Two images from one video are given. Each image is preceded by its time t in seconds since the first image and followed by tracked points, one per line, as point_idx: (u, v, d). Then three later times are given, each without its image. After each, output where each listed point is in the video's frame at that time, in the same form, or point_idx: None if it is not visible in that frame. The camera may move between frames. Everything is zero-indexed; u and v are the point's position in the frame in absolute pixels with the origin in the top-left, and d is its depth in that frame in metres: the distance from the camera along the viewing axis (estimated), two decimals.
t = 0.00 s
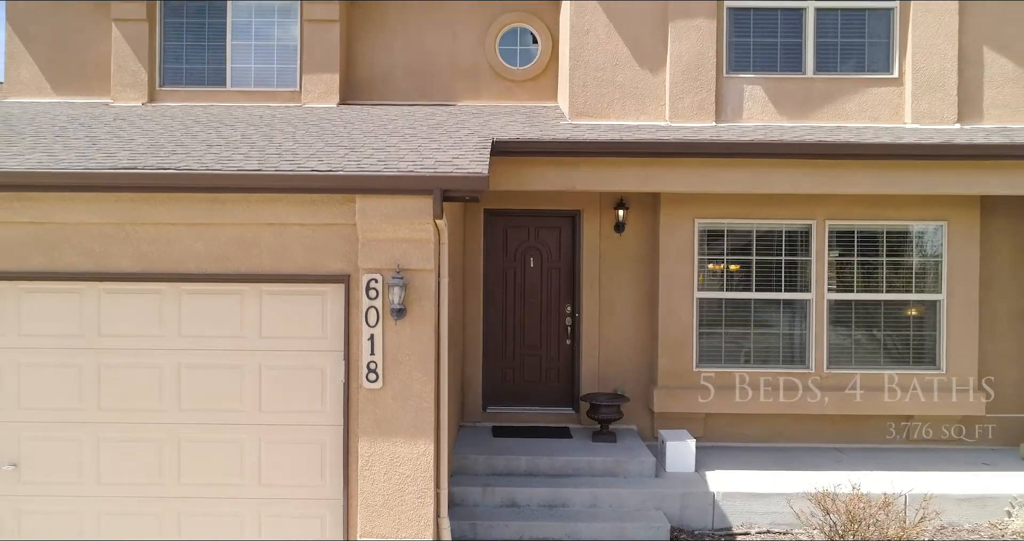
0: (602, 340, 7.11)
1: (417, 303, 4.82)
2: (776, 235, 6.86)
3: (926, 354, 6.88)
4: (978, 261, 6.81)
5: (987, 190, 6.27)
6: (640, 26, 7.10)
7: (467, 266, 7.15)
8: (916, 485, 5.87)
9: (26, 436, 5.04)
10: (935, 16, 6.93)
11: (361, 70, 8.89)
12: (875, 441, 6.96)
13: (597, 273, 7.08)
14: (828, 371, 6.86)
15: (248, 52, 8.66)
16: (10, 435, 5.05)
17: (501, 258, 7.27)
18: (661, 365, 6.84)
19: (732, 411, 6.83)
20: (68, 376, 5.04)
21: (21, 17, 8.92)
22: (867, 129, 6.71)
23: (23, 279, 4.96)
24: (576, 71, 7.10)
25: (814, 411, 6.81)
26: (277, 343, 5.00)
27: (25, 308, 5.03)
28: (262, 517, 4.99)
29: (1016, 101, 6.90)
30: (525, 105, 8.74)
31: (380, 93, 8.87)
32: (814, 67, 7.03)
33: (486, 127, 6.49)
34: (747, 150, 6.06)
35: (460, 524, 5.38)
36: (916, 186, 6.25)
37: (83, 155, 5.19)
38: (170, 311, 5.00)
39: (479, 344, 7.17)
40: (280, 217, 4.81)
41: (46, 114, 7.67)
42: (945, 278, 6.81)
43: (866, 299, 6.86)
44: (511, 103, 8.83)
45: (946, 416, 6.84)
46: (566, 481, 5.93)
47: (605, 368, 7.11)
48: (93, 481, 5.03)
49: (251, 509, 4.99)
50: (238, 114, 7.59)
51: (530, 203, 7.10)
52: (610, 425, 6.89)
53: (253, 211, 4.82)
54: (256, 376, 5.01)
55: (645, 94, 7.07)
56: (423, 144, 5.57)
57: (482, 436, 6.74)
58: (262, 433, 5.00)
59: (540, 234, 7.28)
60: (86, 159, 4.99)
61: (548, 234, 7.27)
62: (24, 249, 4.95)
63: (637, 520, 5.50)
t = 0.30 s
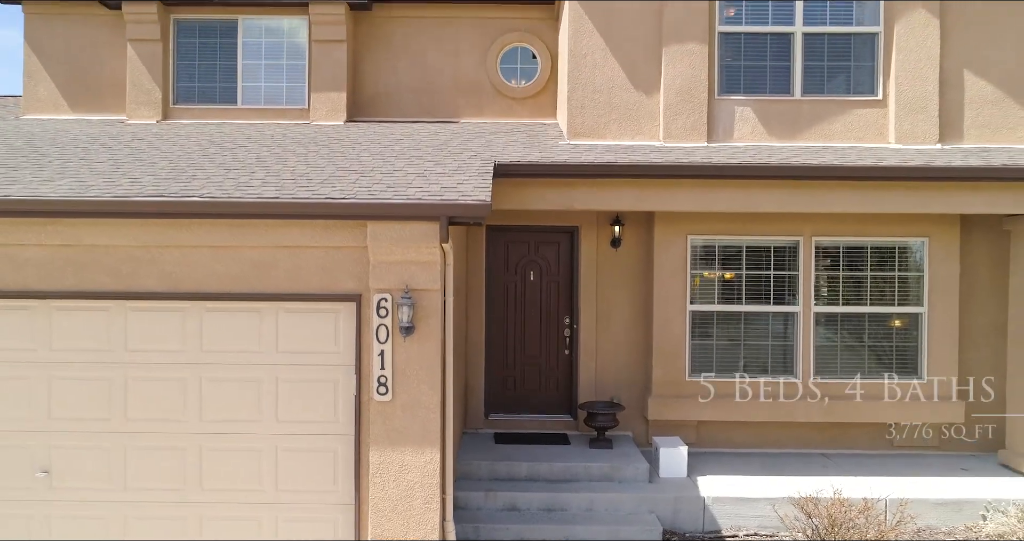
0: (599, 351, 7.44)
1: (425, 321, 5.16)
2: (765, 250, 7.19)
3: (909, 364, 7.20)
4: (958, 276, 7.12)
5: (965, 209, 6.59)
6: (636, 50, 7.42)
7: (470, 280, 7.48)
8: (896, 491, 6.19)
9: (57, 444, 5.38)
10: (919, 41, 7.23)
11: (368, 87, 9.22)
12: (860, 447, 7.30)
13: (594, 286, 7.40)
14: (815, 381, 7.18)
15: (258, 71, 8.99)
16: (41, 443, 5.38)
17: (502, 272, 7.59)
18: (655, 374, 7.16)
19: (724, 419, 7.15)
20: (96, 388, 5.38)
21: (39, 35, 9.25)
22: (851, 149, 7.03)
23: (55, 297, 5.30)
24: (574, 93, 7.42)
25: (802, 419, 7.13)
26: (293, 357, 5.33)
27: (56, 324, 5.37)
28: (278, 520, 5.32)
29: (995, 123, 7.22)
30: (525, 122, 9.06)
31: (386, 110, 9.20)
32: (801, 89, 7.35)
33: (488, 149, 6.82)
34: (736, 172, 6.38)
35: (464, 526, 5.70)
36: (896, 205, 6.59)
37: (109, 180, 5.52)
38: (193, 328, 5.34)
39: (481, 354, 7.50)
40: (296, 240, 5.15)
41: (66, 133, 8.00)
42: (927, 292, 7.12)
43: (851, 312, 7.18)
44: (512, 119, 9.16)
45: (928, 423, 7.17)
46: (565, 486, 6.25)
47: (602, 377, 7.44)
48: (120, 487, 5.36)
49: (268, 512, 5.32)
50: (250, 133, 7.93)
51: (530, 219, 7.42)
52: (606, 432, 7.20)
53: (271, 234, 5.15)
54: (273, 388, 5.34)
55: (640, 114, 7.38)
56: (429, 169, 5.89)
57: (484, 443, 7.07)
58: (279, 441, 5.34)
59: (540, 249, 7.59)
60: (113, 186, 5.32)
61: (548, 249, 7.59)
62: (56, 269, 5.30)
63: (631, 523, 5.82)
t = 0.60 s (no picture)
0: (598, 358, 7.78)
1: (433, 335, 5.52)
2: (756, 263, 7.54)
3: (894, 372, 7.54)
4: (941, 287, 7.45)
5: (945, 225, 6.94)
6: (632, 71, 7.76)
7: (474, 290, 7.83)
8: (878, 493, 6.54)
9: (89, 449, 5.75)
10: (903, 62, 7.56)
11: (375, 103, 9.57)
12: (847, 451, 7.64)
13: (593, 297, 7.75)
14: (804, 387, 7.52)
15: (269, 88, 9.34)
16: (74, 448, 5.76)
17: (505, 283, 7.94)
18: (651, 381, 7.51)
19: (717, 424, 7.50)
20: (125, 397, 5.76)
21: (58, 53, 9.60)
22: (838, 167, 7.38)
23: (87, 313, 5.68)
24: (574, 112, 7.76)
25: (792, 424, 7.47)
26: (310, 368, 5.70)
27: (88, 338, 5.76)
28: (296, 521, 5.68)
29: (976, 141, 7.56)
30: (527, 136, 9.41)
31: (392, 125, 9.54)
32: (791, 108, 7.68)
33: (491, 168, 7.17)
34: (726, 191, 6.73)
35: (470, 527, 6.05)
36: (879, 222, 6.94)
37: (136, 202, 5.89)
38: (216, 341, 5.73)
39: (485, 361, 7.85)
40: (313, 259, 5.51)
41: (86, 150, 8.37)
42: (911, 304, 7.45)
43: (838, 322, 7.53)
44: (514, 134, 9.51)
45: (911, 428, 7.51)
46: (565, 488, 6.60)
47: (600, 384, 7.78)
48: (147, 489, 5.73)
49: (286, 514, 5.68)
50: (264, 150, 8.29)
51: (531, 233, 7.77)
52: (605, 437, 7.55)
53: (289, 254, 5.52)
54: (291, 397, 5.72)
55: (637, 133, 7.73)
56: (436, 189, 6.24)
57: (488, 446, 7.42)
58: (296, 447, 5.70)
59: (541, 261, 7.94)
60: (141, 208, 5.69)
61: (549, 261, 7.93)
62: (88, 286, 5.68)
63: (628, 524, 6.17)
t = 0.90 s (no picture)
0: (596, 362, 8.14)
1: (441, 344, 5.89)
2: (747, 272, 7.90)
3: (879, 375, 7.90)
4: (923, 294, 7.81)
5: (926, 237, 7.29)
6: (630, 88, 8.10)
7: (478, 297, 8.19)
8: (861, 490, 6.92)
9: (118, 450, 6.14)
10: (890, 79, 7.89)
11: (382, 115, 9.92)
12: (834, 450, 8.02)
13: (592, 303, 8.11)
14: (793, 390, 7.88)
15: (280, 101, 9.70)
16: (104, 449, 6.15)
17: (508, 290, 8.31)
18: (647, 384, 7.87)
19: (709, 425, 7.87)
20: (152, 401, 6.15)
21: (76, 67, 9.97)
22: (825, 180, 7.73)
23: (117, 322, 6.09)
24: (573, 127, 8.12)
25: (781, 425, 7.84)
26: (325, 374, 6.09)
27: (117, 345, 6.14)
28: (312, 518, 6.05)
29: (958, 154, 7.90)
30: (528, 147, 9.77)
31: (398, 136, 9.89)
32: (781, 123, 8.03)
33: (494, 181, 7.53)
34: (718, 204, 7.09)
35: (475, 523, 6.43)
36: (863, 233, 7.30)
37: (161, 217, 6.27)
38: (237, 348, 6.11)
39: (488, 365, 8.21)
40: (329, 272, 5.91)
41: (106, 162, 8.73)
42: (895, 310, 7.81)
43: (826, 327, 7.88)
44: (516, 145, 9.86)
45: (896, 429, 7.88)
46: (565, 487, 6.97)
47: (599, 386, 8.14)
48: (173, 488, 6.12)
49: (303, 510, 6.06)
50: (276, 163, 8.66)
51: (533, 242, 8.12)
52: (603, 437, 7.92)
53: (306, 268, 5.91)
54: (308, 401, 6.10)
55: (633, 147, 8.08)
56: (443, 204, 6.61)
57: (491, 446, 7.79)
58: (312, 449, 6.08)
59: (542, 269, 8.30)
60: (166, 224, 6.06)
61: (549, 269, 8.29)
62: (119, 297, 6.08)
63: (624, 520, 6.54)
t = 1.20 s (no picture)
0: (594, 365, 8.50)
1: (447, 351, 6.26)
2: (738, 279, 8.26)
3: (864, 378, 8.27)
4: (907, 301, 8.17)
5: (908, 247, 7.65)
6: (626, 102, 8.45)
7: (481, 304, 8.56)
8: (845, 488, 7.30)
9: (143, 451, 6.52)
10: (875, 94, 8.23)
11: (388, 126, 10.29)
12: (821, 449, 8.39)
13: (590, 309, 8.47)
14: (782, 392, 8.25)
15: (290, 113, 10.06)
16: (130, 449, 6.53)
17: (509, 296, 8.68)
18: (642, 387, 8.23)
19: (702, 426, 8.24)
20: (174, 404, 6.53)
21: (93, 79, 10.35)
22: (813, 191, 8.08)
23: (142, 329, 6.48)
24: (572, 140, 8.47)
25: (771, 425, 8.21)
26: (338, 379, 6.47)
27: (141, 352, 6.53)
28: (326, 514, 6.43)
29: (941, 167, 8.25)
30: (529, 157, 10.13)
31: (404, 146, 10.27)
32: (771, 136, 8.38)
33: (496, 194, 7.90)
34: (709, 216, 7.44)
35: (479, 519, 6.82)
36: (847, 243, 7.66)
37: (183, 231, 6.65)
38: (255, 354, 6.50)
39: (491, 368, 8.58)
40: (342, 283, 6.30)
41: (123, 173, 9.09)
42: (880, 316, 8.18)
43: (813, 332, 8.25)
44: (518, 154, 10.22)
45: (880, 429, 8.24)
46: (564, 484, 7.36)
47: (596, 389, 8.51)
48: (194, 486, 6.51)
49: (317, 507, 6.44)
50: (287, 174, 9.02)
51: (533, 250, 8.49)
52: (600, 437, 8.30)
53: (321, 279, 6.30)
54: (321, 404, 6.48)
55: (630, 159, 8.44)
56: (448, 218, 6.99)
57: (494, 446, 8.17)
58: (326, 449, 6.46)
59: (542, 276, 8.67)
60: (188, 237, 6.45)
61: (549, 276, 8.66)
62: (144, 306, 6.48)
63: (619, 516, 6.93)
